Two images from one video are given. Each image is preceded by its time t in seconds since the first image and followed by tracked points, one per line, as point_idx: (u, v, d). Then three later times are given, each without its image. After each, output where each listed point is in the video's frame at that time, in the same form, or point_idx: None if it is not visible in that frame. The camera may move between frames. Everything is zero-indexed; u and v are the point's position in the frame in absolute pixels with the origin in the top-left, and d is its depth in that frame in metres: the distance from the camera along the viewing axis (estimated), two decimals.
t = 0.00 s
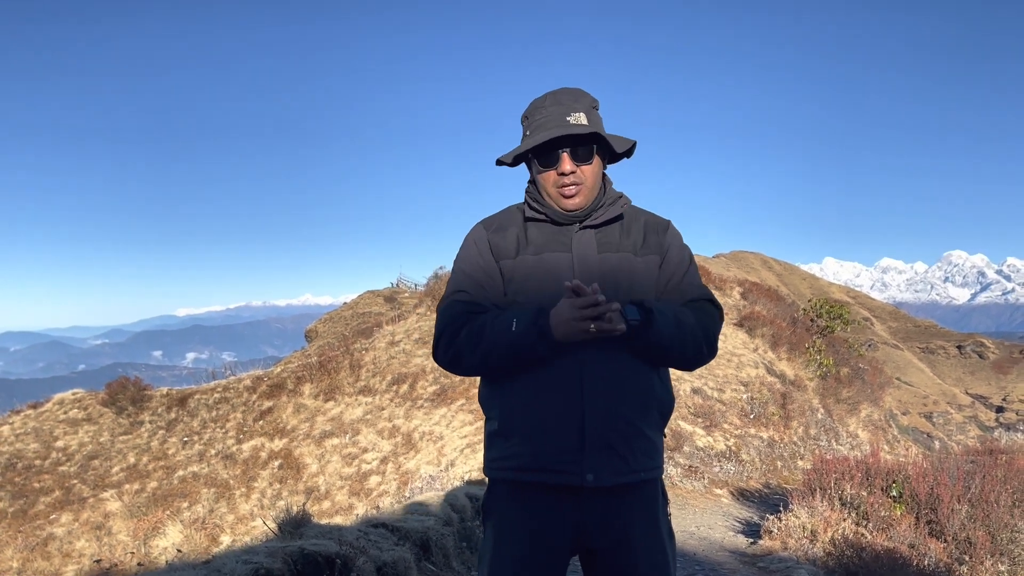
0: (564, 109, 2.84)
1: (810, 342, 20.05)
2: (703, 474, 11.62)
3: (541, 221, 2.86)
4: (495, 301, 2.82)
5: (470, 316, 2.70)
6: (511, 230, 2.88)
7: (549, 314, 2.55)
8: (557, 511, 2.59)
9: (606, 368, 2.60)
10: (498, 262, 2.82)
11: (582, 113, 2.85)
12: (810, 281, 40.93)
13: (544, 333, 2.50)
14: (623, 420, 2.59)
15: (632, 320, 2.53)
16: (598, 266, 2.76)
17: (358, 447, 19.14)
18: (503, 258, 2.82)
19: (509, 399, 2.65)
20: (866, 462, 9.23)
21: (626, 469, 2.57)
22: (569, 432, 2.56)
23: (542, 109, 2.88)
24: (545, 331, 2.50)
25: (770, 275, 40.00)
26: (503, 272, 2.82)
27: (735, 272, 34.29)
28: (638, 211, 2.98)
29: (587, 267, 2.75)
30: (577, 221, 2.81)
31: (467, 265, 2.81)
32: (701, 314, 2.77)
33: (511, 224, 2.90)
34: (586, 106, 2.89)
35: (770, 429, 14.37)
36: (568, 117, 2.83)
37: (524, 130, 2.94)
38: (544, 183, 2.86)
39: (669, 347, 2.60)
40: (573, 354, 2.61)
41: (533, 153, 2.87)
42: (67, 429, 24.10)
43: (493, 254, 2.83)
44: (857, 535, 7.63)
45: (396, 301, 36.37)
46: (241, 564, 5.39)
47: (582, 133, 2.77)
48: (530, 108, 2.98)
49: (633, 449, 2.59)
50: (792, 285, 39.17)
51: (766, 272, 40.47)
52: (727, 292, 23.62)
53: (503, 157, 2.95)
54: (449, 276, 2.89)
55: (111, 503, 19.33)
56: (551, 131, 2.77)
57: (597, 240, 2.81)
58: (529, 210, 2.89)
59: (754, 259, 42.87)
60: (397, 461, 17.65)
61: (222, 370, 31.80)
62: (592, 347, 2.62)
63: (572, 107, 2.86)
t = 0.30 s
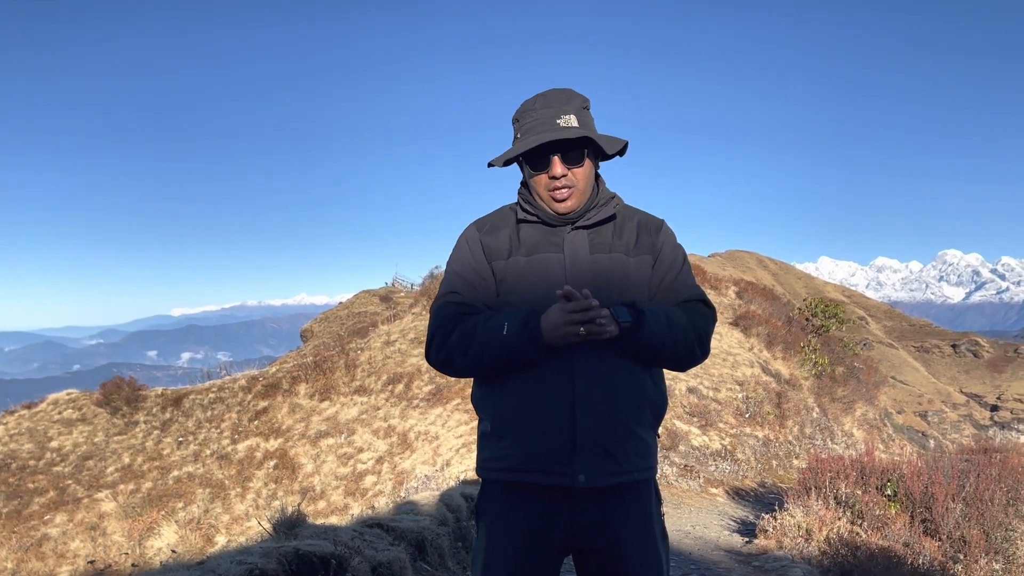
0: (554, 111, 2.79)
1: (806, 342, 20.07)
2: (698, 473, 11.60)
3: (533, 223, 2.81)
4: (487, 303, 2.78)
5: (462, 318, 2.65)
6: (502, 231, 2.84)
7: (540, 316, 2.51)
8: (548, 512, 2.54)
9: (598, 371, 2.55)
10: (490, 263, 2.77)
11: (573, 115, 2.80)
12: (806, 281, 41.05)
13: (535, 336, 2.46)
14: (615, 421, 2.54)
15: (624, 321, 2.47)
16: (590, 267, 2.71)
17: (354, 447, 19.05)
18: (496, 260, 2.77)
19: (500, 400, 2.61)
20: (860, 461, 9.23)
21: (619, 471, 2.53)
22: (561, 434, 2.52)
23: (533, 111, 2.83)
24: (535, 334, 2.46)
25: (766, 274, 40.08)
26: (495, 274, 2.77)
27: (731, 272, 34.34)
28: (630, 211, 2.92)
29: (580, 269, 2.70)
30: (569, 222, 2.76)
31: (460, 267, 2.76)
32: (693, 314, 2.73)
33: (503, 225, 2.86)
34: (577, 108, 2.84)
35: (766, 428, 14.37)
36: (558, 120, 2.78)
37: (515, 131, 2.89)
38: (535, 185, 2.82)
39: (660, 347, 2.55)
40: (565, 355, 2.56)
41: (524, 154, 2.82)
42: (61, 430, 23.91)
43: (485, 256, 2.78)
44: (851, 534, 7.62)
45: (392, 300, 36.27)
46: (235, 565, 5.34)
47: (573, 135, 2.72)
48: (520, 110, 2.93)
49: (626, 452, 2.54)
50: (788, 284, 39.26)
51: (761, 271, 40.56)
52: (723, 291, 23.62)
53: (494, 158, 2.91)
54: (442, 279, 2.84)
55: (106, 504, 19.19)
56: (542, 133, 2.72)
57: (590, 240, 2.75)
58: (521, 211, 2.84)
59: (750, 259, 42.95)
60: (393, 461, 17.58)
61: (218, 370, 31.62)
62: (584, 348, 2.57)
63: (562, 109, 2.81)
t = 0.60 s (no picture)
0: (571, 113, 2.73)
1: (800, 340, 20.10)
2: (693, 472, 11.59)
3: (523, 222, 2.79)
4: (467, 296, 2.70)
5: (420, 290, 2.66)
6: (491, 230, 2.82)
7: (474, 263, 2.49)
8: (540, 511, 2.49)
9: (588, 367, 2.50)
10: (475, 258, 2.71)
11: (587, 124, 2.73)
12: (800, 280, 41.20)
13: (463, 275, 2.45)
14: (607, 418, 2.50)
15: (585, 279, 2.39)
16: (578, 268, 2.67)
17: (349, 446, 18.95)
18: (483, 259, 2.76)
19: (490, 397, 2.56)
20: (854, 459, 9.23)
21: (612, 469, 2.49)
22: (552, 432, 2.47)
23: (550, 106, 2.76)
24: (465, 273, 2.45)
25: (760, 273, 40.18)
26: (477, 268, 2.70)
27: (726, 270, 34.40)
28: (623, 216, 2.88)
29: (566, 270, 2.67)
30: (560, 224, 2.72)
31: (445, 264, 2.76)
32: (677, 290, 2.59)
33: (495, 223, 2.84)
34: (593, 118, 2.78)
35: (760, 426, 14.38)
36: (571, 125, 2.71)
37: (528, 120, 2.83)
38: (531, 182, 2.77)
39: (643, 327, 2.45)
40: (556, 351, 2.50)
41: (526, 149, 2.77)
42: (54, 430, 23.72)
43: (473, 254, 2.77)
44: (845, 532, 7.62)
45: (387, 299, 36.15)
46: (229, 565, 5.27)
47: (579, 143, 2.65)
48: (539, 100, 2.86)
49: (619, 450, 2.50)
50: (782, 283, 39.38)
51: (756, 270, 40.66)
52: (717, 290, 23.64)
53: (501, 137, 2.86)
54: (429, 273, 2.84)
55: (100, 504, 19.04)
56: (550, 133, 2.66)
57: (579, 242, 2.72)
58: (513, 209, 2.81)
59: (744, 257, 43.06)
60: (388, 460, 17.51)
61: (212, 370, 31.42)
62: (576, 345, 2.50)
63: (577, 115, 2.75)
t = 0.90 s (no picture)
0: (585, 110, 2.73)
1: (794, 337, 20.17)
2: (687, 470, 11.60)
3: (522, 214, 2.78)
4: (452, 288, 2.65)
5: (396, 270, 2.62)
6: (487, 225, 2.82)
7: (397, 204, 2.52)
8: (534, 507, 2.46)
9: (580, 363, 2.46)
10: (467, 250, 2.68)
11: (600, 123, 2.73)
12: (794, 277, 41.35)
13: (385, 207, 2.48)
14: (599, 414, 2.47)
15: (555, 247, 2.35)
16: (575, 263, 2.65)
17: (343, 445, 18.86)
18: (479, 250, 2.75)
19: (484, 392, 2.52)
20: (848, 456, 9.25)
21: (605, 466, 2.45)
22: (545, 427, 2.44)
23: (566, 102, 2.75)
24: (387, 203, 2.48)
25: (754, 271, 40.28)
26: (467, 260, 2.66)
27: (720, 268, 34.49)
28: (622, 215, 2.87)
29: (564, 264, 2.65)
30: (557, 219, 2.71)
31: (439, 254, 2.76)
32: (663, 278, 2.52)
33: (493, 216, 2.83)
34: (607, 120, 2.79)
35: (754, 423, 14.41)
36: (586, 121, 2.70)
37: (541, 113, 2.83)
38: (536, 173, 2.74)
39: (629, 312, 2.39)
40: (550, 345, 2.46)
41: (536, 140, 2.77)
42: (47, 430, 23.52)
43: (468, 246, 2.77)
44: (839, 528, 7.62)
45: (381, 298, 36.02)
46: (223, 564, 5.21)
47: (592, 139, 2.64)
48: (555, 95, 2.86)
49: (612, 446, 2.47)
50: (776, 281, 39.51)
51: (750, 267, 40.76)
52: (711, 288, 23.69)
53: (509, 129, 2.86)
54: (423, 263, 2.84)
55: (93, 505, 18.91)
56: (563, 124, 2.65)
57: (577, 237, 2.71)
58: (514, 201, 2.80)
59: (738, 255, 43.19)
60: (382, 460, 17.45)
61: (206, 369, 31.24)
62: (572, 341, 2.47)
63: (592, 112, 2.75)
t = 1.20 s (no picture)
0: (579, 106, 2.70)
1: (788, 334, 20.24)
2: (682, 467, 11.62)
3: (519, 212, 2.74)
4: (450, 287, 2.58)
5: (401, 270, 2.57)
6: (484, 223, 2.77)
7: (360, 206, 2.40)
8: (531, 505, 2.42)
9: (577, 359, 2.43)
10: (465, 249, 2.65)
11: (594, 117, 2.70)
12: (788, 275, 41.52)
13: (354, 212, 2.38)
14: (595, 410, 2.44)
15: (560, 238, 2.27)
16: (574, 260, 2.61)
17: (338, 444, 18.78)
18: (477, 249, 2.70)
19: (480, 389, 2.49)
20: (842, 453, 9.28)
21: (601, 463, 2.42)
22: (541, 425, 2.40)
23: (560, 98, 2.73)
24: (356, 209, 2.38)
25: (748, 268, 40.41)
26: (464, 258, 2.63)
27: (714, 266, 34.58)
28: (619, 212, 2.83)
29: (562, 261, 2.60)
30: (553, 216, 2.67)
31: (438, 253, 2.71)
32: (661, 273, 2.49)
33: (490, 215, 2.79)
34: (601, 115, 2.75)
35: (748, 420, 14.45)
36: (580, 117, 2.68)
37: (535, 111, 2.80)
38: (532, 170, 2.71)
39: (626, 305, 2.36)
40: (546, 341, 2.43)
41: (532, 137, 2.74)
42: (40, 430, 23.33)
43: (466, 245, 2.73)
44: (833, 524, 7.62)
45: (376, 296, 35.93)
46: (218, 564, 5.15)
47: (587, 133, 2.61)
48: (549, 93, 2.83)
49: (609, 443, 2.44)
50: (770, 278, 39.65)
51: (744, 265, 40.89)
52: (705, 285, 23.72)
53: (504, 127, 2.83)
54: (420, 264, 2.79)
55: (87, 504, 18.79)
56: (558, 119, 2.62)
57: (574, 234, 2.67)
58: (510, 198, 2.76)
59: (732, 252, 43.32)
60: (377, 458, 17.39)
61: (200, 368, 31.06)
62: (569, 337, 2.44)
63: (586, 107, 2.72)
